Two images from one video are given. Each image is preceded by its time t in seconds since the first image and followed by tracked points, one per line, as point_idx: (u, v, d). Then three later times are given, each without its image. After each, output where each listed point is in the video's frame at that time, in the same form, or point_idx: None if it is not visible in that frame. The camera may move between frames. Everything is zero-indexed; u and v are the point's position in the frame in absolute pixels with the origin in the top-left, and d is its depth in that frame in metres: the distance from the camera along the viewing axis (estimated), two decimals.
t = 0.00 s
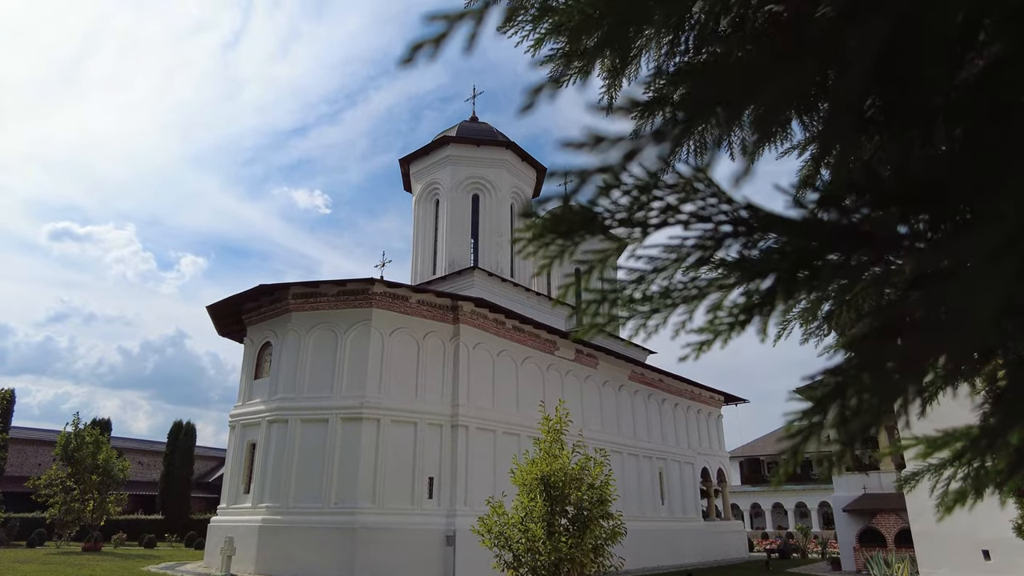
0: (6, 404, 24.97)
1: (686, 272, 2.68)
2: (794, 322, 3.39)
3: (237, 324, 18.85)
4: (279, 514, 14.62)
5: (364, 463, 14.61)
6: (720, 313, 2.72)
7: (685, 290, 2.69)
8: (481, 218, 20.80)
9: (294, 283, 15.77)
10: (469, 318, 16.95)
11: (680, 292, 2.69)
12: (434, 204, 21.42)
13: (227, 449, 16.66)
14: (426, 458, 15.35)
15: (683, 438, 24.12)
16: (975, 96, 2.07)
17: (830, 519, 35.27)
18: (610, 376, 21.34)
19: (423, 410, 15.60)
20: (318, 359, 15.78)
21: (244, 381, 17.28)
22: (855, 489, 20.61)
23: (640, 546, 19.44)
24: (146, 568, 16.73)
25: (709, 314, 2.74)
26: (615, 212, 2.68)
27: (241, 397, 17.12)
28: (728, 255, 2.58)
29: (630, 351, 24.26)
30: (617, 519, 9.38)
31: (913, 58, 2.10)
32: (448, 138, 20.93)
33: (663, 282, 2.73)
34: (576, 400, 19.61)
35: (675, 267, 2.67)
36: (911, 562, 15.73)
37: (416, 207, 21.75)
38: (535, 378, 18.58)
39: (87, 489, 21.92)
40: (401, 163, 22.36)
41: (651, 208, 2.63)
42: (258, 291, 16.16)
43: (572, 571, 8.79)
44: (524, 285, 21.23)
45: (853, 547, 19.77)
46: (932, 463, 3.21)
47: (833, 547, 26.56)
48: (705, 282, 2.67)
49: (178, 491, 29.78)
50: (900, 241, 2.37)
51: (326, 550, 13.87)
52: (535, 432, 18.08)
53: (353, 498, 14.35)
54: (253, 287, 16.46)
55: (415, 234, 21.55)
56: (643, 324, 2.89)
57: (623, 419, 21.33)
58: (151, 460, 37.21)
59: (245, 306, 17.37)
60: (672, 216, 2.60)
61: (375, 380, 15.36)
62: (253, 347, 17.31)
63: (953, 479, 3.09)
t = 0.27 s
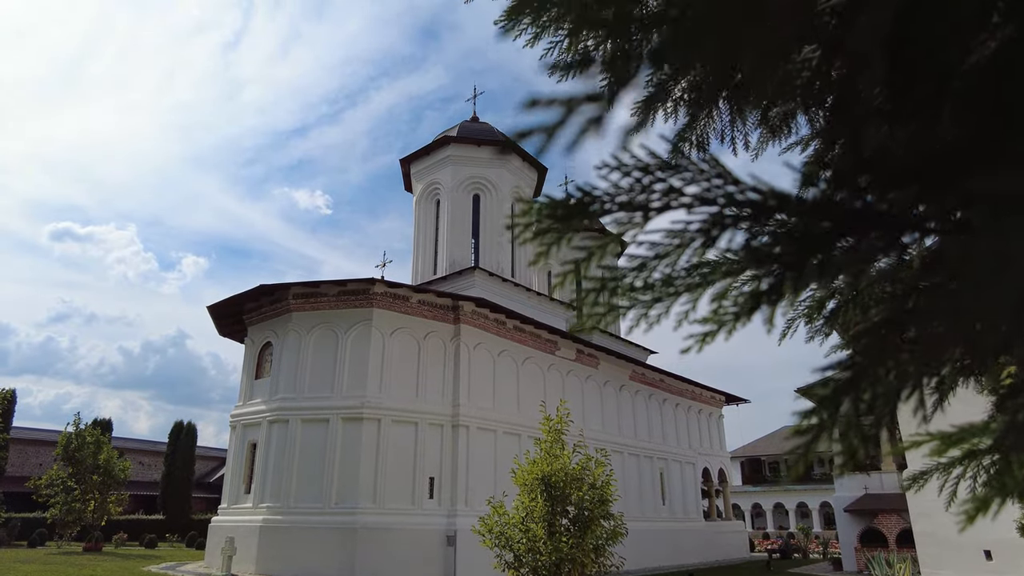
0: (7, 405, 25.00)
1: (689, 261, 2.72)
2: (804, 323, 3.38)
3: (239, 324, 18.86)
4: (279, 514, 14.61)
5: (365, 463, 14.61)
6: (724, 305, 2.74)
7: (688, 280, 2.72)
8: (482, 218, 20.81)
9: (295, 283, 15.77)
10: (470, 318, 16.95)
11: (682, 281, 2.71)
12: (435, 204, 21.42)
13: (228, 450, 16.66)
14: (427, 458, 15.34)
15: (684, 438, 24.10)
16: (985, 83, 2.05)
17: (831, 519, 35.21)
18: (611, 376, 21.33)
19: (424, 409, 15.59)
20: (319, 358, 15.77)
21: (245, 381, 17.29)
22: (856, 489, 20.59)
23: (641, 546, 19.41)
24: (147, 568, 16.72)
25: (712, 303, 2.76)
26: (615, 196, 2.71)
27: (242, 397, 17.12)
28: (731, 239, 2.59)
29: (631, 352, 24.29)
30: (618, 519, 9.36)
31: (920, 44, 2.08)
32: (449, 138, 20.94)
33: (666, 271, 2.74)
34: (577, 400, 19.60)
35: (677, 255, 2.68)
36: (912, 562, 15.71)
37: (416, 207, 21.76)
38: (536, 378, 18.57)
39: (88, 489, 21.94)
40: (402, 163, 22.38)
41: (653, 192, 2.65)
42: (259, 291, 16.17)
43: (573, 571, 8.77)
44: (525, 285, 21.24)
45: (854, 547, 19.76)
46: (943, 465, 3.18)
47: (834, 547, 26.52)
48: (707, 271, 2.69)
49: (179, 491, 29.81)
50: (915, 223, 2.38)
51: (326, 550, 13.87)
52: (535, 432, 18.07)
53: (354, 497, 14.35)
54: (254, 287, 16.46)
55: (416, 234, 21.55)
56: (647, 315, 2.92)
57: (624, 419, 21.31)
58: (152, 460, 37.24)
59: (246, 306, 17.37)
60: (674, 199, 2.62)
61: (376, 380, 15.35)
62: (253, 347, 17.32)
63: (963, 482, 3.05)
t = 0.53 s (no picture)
0: (5, 405, 24.90)
1: (724, 212, 2.36)
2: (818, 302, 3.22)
3: (238, 323, 18.76)
4: (279, 515, 14.51)
5: (365, 463, 14.50)
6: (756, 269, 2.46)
7: (722, 235, 2.38)
8: (483, 216, 20.70)
9: (295, 281, 15.67)
10: (470, 317, 16.84)
11: (718, 235, 2.35)
12: (435, 203, 21.31)
13: (227, 450, 16.55)
14: (428, 458, 15.24)
15: (686, 437, 23.97)
16: None
17: (834, 520, 35.00)
18: (612, 375, 21.22)
19: (425, 409, 15.49)
20: (319, 358, 15.66)
21: (244, 381, 17.18)
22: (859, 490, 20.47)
23: (643, 546, 19.30)
24: (146, 569, 16.61)
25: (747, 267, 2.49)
26: (639, 139, 2.42)
27: (241, 397, 17.01)
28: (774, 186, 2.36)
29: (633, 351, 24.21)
30: (621, 519, 9.24)
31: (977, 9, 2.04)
32: (449, 136, 20.83)
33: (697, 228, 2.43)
34: (578, 400, 19.50)
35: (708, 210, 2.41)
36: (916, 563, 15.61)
37: (417, 205, 21.66)
38: (537, 378, 18.47)
39: (87, 489, 21.84)
40: (402, 161, 22.28)
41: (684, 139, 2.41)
42: (259, 290, 16.07)
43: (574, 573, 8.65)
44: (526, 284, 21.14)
45: (857, 547, 19.64)
46: (964, 451, 3.09)
47: (837, 548, 26.42)
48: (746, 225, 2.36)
49: (179, 492, 29.72)
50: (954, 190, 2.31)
51: (326, 550, 13.76)
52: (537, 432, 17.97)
53: (354, 497, 14.25)
54: (254, 286, 16.37)
55: (416, 233, 21.43)
56: (670, 279, 2.60)
57: (626, 419, 21.21)
58: (151, 461, 37.14)
59: (245, 305, 17.27)
60: (707, 144, 2.39)
61: (376, 379, 15.24)
62: (253, 346, 17.21)
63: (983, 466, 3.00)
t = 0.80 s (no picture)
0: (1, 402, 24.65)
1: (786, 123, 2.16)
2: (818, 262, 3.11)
3: (236, 320, 18.51)
4: (276, 515, 14.25)
5: (363, 463, 14.23)
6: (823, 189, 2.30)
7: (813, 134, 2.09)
8: (483, 212, 20.41)
9: (292, 277, 15.39)
10: (471, 314, 16.56)
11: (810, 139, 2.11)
12: (435, 198, 21.03)
13: (224, 449, 16.31)
14: (427, 457, 14.98)
15: (689, 436, 23.70)
16: None
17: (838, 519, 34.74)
18: (615, 373, 20.94)
19: (425, 408, 15.23)
20: (316, 355, 15.40)
21: (241, 378, 16.93)
22: (864, 489, 20.19)
23: (645, 546, 19.04)
24: (142, 569, 16.35)
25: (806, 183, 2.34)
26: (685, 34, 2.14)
27: (238, 394, 16.76)
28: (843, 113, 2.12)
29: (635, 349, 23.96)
30: (625, 522, 8.97)
31: None
32: (449, 130, 20.50)
33: (784, 120, 2.15)
34: (580, 397, 19.24)
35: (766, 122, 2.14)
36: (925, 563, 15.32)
37: (416, 200, 21.35)
38: (539, 375, 18.21)
39: (83, 488, 21.61)
40: (401, 156, 22.00)
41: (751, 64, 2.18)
42: (256, 286, 15.81)
43: None
44: (528, 281, 20.87)
45: (863, 547, 19.36)
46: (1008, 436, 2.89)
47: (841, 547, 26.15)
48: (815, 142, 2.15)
49: (177, 490, 29.49)
50: None
51: (324, 550, 13.51)
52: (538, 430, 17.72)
53: (353, 496, 14.00)
54: (251, 282, 16.11)
55: (416, 230, 21.14)
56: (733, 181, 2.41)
57: (628, 416, 20.96)
58: (149, 458, 36.91)
59: (242, 300, 16.99)
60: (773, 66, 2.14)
61: (375, 377, 14.98)
62: (250, 344, 16.95)
63: None
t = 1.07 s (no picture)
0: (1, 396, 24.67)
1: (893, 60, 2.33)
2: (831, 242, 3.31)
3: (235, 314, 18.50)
4: (275, 508, 14.28)
5: (363, 456, 14.24)
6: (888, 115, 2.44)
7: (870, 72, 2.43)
8: (482, 205, 20.37)
9: (292, 271, 15.37)
10: (471, 308, 16.52)
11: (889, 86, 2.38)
12: (434, 192, 20.99)
13: (224, 442, 16.34)
14: (427, 451, 14.99)
15: (688, 430, 23.73)
16: None
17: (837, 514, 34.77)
18: (614, 367, 20.92)
19: (425, 401, 15.23)
20: (316, 349, 15.38)
21: (241, 372, 16.95)
22: (864, 483, 20.22)
23: (645, 540, 19.06)
24: (142, 562, 16.38)
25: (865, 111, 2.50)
26: None
27: (238, 388, 16.79)
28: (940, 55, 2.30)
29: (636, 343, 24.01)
30: (625, 514, 8.98)
31: None
32: (449, 123, 20.45)
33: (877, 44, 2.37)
34: (580, 391, 19.23)
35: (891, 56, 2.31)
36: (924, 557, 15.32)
37: (416, 194, 21.31)
38: (538, 369, 18.22)
39: (84, 481, 21.68)
40: (401, 150, 21.97)
41: None
42: (256, 280, 15.81)
43: (579, 568, 8.42)
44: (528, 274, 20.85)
45: (862, 541, 19.38)
46: None
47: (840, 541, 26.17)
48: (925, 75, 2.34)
49: (177, 483, 29.56)
50: None
51: (324, 543, 13.53)
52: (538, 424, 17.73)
53: (353, 491, 13.99)
54: (250, 276, 16.11)
55: (415, 224, 21.11)
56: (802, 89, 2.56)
57: (628, 410, 20.96)
58: (149, 452, 36.95)
59: (242, 294, 16.97)
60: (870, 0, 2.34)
61: (375, 371, 14.96)
62: (250, 337, 16.95)
63: None
